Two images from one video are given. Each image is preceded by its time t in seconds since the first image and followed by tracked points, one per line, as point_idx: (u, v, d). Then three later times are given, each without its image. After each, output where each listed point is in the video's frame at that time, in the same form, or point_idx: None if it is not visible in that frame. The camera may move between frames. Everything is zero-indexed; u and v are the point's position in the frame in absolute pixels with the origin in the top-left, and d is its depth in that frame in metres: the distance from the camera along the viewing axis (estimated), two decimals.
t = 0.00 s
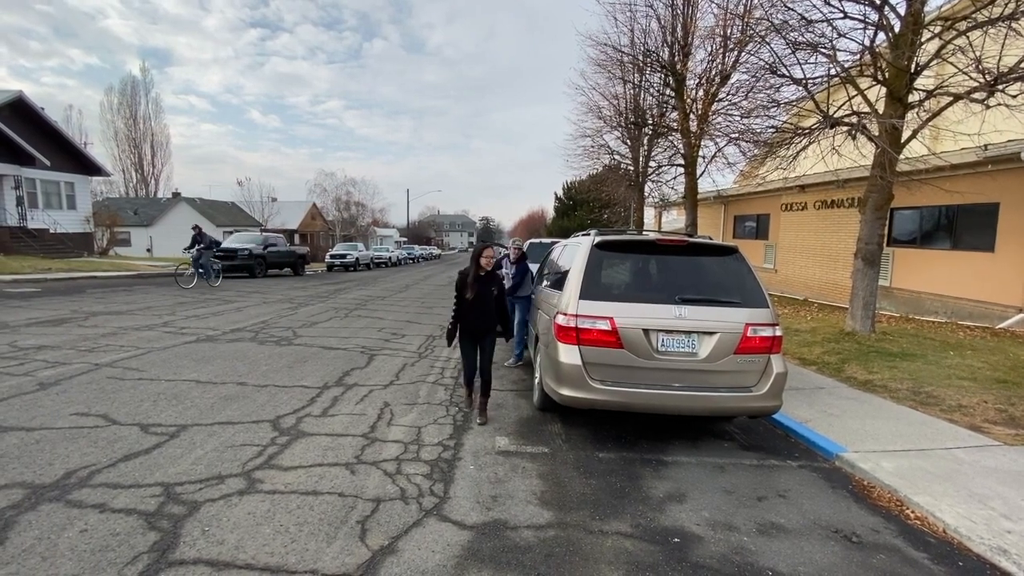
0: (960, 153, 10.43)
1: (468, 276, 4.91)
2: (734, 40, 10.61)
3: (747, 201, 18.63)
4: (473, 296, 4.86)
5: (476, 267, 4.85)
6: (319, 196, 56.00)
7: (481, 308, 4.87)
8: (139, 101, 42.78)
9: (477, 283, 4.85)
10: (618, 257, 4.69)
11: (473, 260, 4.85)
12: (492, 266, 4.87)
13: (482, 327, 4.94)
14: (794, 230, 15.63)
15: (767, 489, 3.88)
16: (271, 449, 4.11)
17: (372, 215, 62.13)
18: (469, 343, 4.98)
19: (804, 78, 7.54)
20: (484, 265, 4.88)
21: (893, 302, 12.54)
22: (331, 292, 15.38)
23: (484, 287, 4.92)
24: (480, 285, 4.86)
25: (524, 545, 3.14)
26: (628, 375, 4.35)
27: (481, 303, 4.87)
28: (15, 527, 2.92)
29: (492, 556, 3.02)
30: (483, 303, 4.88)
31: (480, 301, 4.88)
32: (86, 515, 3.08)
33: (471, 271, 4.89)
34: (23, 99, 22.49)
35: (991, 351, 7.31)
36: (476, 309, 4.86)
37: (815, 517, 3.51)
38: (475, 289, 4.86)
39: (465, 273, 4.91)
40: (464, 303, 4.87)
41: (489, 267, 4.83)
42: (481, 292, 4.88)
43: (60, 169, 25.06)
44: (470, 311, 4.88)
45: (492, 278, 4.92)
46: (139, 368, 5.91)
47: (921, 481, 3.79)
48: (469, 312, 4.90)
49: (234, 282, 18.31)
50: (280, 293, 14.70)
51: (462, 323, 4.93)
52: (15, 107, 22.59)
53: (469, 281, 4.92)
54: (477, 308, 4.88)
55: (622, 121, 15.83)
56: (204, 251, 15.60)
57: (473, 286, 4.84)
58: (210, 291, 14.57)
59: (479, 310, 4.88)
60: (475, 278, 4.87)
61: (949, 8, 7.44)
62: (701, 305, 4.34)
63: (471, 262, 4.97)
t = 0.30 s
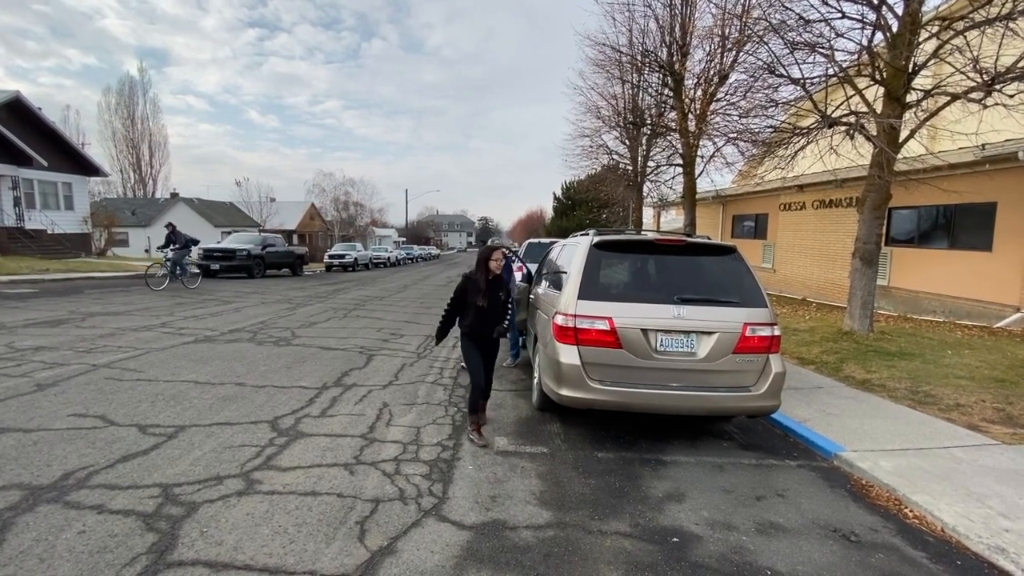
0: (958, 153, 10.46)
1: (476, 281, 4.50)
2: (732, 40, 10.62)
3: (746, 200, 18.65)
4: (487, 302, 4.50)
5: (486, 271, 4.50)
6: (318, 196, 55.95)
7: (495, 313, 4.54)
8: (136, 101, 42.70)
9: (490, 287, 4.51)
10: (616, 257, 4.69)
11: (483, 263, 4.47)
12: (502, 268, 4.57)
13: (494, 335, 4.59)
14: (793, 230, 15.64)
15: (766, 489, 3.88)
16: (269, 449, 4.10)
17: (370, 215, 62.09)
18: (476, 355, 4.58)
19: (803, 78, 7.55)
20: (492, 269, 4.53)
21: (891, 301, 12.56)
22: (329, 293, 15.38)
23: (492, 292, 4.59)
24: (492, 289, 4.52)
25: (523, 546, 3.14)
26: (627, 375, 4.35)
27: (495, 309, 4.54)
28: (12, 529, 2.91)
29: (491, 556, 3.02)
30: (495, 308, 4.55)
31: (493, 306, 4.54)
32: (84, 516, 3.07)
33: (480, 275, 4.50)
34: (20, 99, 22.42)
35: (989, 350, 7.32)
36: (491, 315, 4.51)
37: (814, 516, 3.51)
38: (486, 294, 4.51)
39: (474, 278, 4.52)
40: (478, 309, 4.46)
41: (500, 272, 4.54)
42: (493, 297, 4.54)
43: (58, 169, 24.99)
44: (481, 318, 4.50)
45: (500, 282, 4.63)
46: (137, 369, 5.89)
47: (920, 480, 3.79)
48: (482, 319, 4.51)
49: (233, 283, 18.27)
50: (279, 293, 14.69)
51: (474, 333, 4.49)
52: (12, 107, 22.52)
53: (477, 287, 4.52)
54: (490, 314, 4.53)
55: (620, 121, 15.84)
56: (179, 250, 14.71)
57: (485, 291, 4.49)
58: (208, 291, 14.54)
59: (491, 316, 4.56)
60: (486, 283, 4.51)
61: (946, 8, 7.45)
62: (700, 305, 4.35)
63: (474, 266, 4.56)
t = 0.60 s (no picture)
0: (956, 155, 10.49)
1: (490, 281, 4.20)
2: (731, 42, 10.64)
3: (744, 202, 18.68)
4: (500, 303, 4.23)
5: (502, 270, 4.19)
6: (316, 197, 55.88)
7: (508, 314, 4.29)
8: (134, 101, 42.55)
9: (504, 287, 4.22)
10: (616, 258, 4.68)
11: (499, 262, 4.17)
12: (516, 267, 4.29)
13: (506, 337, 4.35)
14: (791, 231, 15.67)
15: (766, 490, 3.88)
16: (268, 452, 4.09)
17: (369, 215, 62.05)
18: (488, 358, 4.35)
19: (801, 79, 7.56)
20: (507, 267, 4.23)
21: (889, 303, 12.60)
22: (328, 294, 15.36)
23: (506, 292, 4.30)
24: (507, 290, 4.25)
25: (523, 548, 3.14)
26: (627, 377, 4.35)
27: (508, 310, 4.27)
28: (7, 533, 2.89)
29: (491, 559, 3.02)
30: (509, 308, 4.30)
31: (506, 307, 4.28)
32: (80, 520, 3.06)
33: (495, 275, 4.19)
34: (16, 99, 22.34)
35: (986, 351, 7.35)
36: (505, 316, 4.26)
37: (813, 518, 3.51)
38: (501, 294, 4.23)
39: (487, 278, 4.21)
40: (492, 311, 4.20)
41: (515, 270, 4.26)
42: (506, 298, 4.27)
43: (54, 169, 24.88)
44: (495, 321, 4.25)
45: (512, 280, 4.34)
46: (134, 371, 5.87)
47: (918, 481, 3.80)
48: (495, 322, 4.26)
49: (231, 284, 18.22)
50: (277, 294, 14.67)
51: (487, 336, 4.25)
52: (7, 107, 22.43)
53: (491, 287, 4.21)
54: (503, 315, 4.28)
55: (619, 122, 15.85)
56: (151, 250, 14.07)
57: (500, 291, 4.20)
58: (206, 292, 14.49)
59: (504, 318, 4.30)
60: (501, 283, 4.21)
61: (943, 11, 7.46)
62: (700, 307, 4.35)
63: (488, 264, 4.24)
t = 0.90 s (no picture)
0: (947, 157, 10.62)
1: (525, 288, 3.96)
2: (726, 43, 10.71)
3: (737, 202, 18.81)
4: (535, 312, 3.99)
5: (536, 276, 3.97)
6: (309, 197, 55.52)
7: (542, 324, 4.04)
8: (123, 100, 41.97)
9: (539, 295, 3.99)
10: (616, 259, 4.68)
11: (534, 267, 3.96)
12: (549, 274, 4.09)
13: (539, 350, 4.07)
14: (784, 231, 15.80)
15: (767, 489, 3.90)
16: (267, 455, 4.04)
17: (362, 215, 61.79)
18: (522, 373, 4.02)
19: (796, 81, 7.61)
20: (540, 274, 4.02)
21: (880, 303, 12.74)
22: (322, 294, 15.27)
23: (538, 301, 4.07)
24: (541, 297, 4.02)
25: (528, 550, 3.12)
26: (628, 377, 4.35)
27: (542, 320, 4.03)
28: (2, 540, 2.83)
29: (496, 562, 3.00)
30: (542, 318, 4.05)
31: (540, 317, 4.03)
32: (77, 526, 3.00)
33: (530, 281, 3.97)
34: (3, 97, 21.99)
35: (977, 350, 7.44)
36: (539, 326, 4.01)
37: (815, 517, 3.52)
38: (535, 302, 3.99)
39: (522, 284, 3.95)
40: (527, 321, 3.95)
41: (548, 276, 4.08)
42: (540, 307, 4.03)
43: (42, 169, 24.51)
44: (530, 331, 3.99)
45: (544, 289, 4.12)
46: (127, 373, 5.78)
47: (916, 479, 3.83)
48: (529, 332, 3.99)
49: (224, 285, 18.03)
50: (271, 295, 14.55)
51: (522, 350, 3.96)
52: None
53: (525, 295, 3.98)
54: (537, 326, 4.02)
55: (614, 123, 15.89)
56: (113, 248, 13.06)
57: (535, 298, 3.97)
58: (199, 293, 14.34)
59: (537, 329, 4.04)
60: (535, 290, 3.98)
61: (935, 15, 7.52)
62: (701, 307, 4.36)
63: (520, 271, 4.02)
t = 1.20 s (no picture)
0: (909, 155, 11.10)
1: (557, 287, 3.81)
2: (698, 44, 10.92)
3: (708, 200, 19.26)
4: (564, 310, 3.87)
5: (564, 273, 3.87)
6: (277, 196, 54.14)
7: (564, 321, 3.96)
8: (78, 95, 39.88)
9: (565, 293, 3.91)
10: (601, 256, 4.72)
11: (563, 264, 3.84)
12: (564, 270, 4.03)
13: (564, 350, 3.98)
14: (754, 229, 16.27)
15: (752, 480, 4.00)
16: (250, 461, 3.92)
17: (333, 214, 60.58)
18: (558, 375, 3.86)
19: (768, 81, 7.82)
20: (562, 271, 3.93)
21: (846, 296, 13.26)
22: (295, 295, 14.91)
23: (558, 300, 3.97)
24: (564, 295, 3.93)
25: (525, 549, 3.12)
26: (615, 373, 4.39)
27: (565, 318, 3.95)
28: None
29: (494, 562, 2.98)
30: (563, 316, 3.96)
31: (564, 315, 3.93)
32: (52, 541, 2.85)
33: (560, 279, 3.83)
34: None
35: (940, 340, 7.82)
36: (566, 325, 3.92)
37: (799, 505, 3.64)
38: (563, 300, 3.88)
39: (555, 282, 3.79)
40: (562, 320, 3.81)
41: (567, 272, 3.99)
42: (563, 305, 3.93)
43: None
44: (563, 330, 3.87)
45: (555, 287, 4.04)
46: (95, 379, 5.51)
47: (893, 466, 4.00)
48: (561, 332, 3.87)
49: (190, 287, 17.42)
50: (242, 296, 14.13)
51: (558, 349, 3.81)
52: None
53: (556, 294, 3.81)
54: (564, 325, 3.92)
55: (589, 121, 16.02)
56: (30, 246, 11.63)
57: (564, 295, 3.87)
58: (165, 295, 13.82)
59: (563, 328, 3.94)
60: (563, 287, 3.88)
61: (899, 17, 7.79)
62: (684, 303, 4.44)
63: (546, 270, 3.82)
